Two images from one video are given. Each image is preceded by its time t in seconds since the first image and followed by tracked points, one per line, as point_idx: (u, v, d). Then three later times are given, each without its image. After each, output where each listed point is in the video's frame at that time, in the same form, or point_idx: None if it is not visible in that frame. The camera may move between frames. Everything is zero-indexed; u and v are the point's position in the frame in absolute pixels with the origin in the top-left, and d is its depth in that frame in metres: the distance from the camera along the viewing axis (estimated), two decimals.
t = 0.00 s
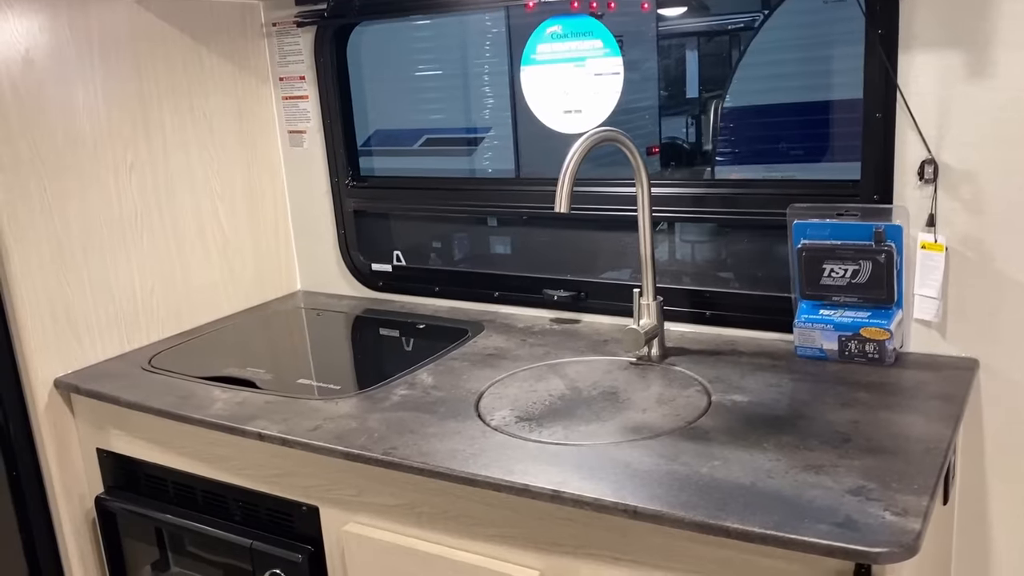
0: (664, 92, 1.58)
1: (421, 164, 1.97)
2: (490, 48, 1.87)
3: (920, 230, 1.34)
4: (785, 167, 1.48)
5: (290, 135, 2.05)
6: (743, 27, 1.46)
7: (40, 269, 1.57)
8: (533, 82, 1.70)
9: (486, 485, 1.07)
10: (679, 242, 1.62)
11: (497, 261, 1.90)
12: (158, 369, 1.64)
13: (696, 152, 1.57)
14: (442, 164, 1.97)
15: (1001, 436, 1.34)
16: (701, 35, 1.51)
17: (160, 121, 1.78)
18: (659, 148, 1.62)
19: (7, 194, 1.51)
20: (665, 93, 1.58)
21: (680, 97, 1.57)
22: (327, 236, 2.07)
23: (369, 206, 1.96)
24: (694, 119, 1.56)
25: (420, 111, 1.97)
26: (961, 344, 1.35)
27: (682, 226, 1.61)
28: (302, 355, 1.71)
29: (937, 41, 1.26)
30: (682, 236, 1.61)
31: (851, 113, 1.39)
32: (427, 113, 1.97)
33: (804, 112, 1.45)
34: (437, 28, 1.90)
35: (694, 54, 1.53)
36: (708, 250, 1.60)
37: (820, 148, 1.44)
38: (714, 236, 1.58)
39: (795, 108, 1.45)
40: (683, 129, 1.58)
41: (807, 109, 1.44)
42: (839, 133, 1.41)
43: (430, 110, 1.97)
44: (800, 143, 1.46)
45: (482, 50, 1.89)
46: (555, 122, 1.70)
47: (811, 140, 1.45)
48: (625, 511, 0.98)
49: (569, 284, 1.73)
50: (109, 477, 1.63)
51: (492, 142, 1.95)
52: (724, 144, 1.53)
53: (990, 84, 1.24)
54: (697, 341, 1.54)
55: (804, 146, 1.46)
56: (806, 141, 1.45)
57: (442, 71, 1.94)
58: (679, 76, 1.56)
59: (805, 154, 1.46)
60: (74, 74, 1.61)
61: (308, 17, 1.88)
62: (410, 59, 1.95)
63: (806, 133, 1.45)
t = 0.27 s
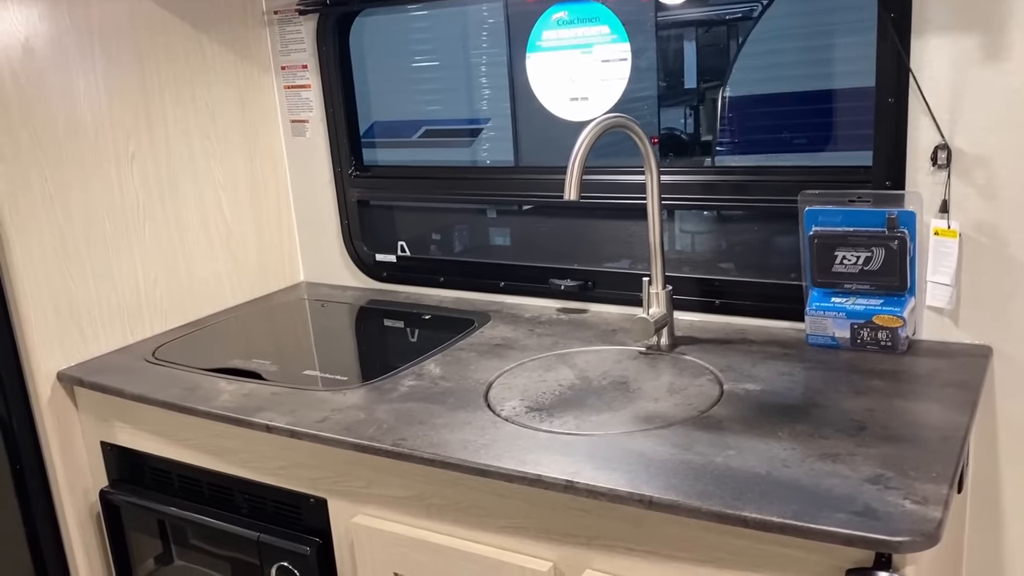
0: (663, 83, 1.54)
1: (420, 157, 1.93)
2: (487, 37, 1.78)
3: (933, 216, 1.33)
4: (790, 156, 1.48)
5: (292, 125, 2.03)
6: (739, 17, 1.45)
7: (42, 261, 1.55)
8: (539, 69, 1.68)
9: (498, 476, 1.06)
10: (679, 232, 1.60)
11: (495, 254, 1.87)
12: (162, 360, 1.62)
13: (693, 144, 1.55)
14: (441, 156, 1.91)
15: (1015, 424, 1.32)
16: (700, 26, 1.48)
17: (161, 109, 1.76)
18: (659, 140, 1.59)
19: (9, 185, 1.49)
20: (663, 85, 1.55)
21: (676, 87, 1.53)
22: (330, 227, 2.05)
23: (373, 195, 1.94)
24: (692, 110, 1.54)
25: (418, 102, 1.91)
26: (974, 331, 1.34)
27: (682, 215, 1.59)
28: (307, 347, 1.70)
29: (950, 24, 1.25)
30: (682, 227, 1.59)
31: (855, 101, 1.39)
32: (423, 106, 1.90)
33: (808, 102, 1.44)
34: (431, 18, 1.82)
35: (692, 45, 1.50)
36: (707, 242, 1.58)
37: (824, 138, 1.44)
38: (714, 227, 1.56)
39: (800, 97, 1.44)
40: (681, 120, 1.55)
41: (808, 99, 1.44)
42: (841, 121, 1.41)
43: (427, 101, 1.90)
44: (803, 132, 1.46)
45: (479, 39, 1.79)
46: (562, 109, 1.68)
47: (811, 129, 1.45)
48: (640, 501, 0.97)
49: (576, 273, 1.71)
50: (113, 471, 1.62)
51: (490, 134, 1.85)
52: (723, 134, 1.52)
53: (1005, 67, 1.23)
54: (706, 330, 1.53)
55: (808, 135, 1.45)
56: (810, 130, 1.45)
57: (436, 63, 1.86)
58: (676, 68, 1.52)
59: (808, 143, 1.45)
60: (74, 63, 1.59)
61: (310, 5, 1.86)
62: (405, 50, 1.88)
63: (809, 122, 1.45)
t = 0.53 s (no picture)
0: (659, 75, 1.54)
1: (419, 149, 1.91)
2: (483, 28, 1.74)
3: (941, 205, 1.32)
4: (789, 146, 1.47)
5: (292, 115, 2.01)
6: (737, 7, 1.43)
7: (41, 253, 1.54)
8: (542, 58, 1.66)
9: (505, 467, 1.05)
10: (678, 225, 1.60)
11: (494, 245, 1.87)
12: (163, 353, 1.61)
13: (692, 135, 1.54)
14: (440, 148, 1.89)
15: None
16: (697, 17, 1.47)
17: (160, 100, 1.74)
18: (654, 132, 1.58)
19: (6, 177, 1.47)
20: (661, 76, 1.54)
21: (673, 78, 1.53)
22: (330, 218, 2.04)
23: (373, 186, 1.93)
24: (689, 102, 1.53)
25: (414, 94, 1.88)
26: (981, 320, 1.33)
27: (680, 208, 1.59)
28: (308, 339, 1.68)
29: (959, 10, 1.23)
30: (681, 219, 1.60)
31: (855, 93, 1.38)
32: (419, 98, 1.88)
33: (809, 92, 1.43)
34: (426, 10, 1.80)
35: (688, 36, 1.49)
36: (706, 234, 1.58)
37: (824, 129, 1.43)
38: (711, 219, 1.57)
39: (801, 87, 1.43)
40: (678, 111, 1.55)
41: (809, 88, 1.43)
42: (841, 113, 1.40)
43: (424, 93, 1.87)
44: (804, 122, 1.45)
45: (476, 29, 1.75)
46: (566, 99, 1.66)
47: (812, 120, 1.44)
48: (650, 493, 0.96)
49: (580, 264, 1.70)
50: (114, 464, 1.61)
51: (487, 125, 1.82)
52: (722, 125, 1.51)
53: (1014, 53, 1.21)
54: (711, 320, 1.52)
55: (808, 125, 1.45)
56: (810, 121, 1.44)
57: (431, 56, 1.83)
58: (673, 58, 1.52)
59: (809, 134, 1.45)
60: (72, 53, 1.57)
61: None
62: (401, 42, 1.86)
63: (809, 112, 1.44)
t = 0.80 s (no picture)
0: (653, 67, 1.53)
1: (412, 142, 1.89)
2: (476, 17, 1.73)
3: (938, 192, 1.32)
4: (782, 137, 1.46)
5: (285, 106, 2.00)
6: None
7: (32, 245, 1.52)
8: (537, 47, 1.65)
9: (502, 457, 1.04)
10: (672, 216, 1.59)
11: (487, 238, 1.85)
12: (156, 345, 1.60)
13: (685, 127, 1.54)
14: (433, 140, 1.87)
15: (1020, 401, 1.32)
16: (689, 8, 1.47)
17: (152, 92, 1.73)
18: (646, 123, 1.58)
19: None
20: (654, 66, 1.53)
21: (666, 69, 1.52)
22: (324, 209, 2.03)
23: (367, 177, 1.92)
24: (683, 93, 1.52)
25: (408, 85, 1.87)
26: (978, 308, 1.33)
27: (675, 199, 1.58)
28: (303, 330, 1.67)
29: None
30: (677, 210, 1.59)
31: (849, 83, 1.38)
32: (412, 88, 1.87)
33: (801, 83, 1.42)
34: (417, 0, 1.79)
35: (682, 27, 1.49)
36: (701, 225, 1.57)
37: (818, 119, 1.43)
38: (706, 211, 1.56)
39: (794, 78, 1.43)
40: (672, 103, 1.54)
41: (805, 78, 1.42)
42: (836, 103, 1.40)
43: (417, 84, 1.86)
44: (798, 113, 1.44)
45: (469, 20, 1.75)
46: (563, 89, 1.65)
47: (806, 110, 1.43)
48: (647, 481, 0.96)
49: (575, 254, 1.69)
50: (108, 457, 1.60)
51: (480, 117, 1.81)
52: (715, 117, 1.51)
53: (1011, 39, 1.21)
54: (708, 309, 1.51)
55: (803, 116, 1.44)
56: (804, 111, 1.43)
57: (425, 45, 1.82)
58: (667, 48, 1.51)
59: (803, 124, 1.44)
60: (62, 43, 1.55)
61: None
62: (393, 32, 1.85)
63: (803, 103, 1.43)
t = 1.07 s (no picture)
0: (642, 60, 1.53)
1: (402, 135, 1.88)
2: (465, 10, 1.72)
3: (926, 185, 1.32)
4: (772, 130, 1.46)
5: (272, 99, 1.98)
6: None
7: (17, 240, 1.51)
8: (526, 40, 1.64)
9: (491, 452, 1.04)
10: (662, 209, 1.59)
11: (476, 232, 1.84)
12: (143, 341, 1.59)
13: (675, 120, 1.53)
14: (422, 133, 1.86)
15: (1007, 393, 1.32)
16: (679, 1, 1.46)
17: (138, 85, 1.71)
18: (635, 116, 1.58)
19: None
20: (644, 60, 1.53)
21: (656, 63, 1.52)
22: (313, 203, 2.02)
23: (356, 170, 1.91)
24: (672, 87, 1.52)
25: (397, 79, 1.86)
26: (966, 301, 1.33)
27: (665, 192, 1.58)
28: (291, 325, 1.67)
29: None
30: (666, 203, 1.58)
31: (837, 76, 1.38)
32: (402, 81, 1.86)
33: (791, 76, 1.42)
34: None
35: (671, 21, 1.48)
36: (690, 218, 1.57)
37: (808, 112, 1.42)
38: (695, 204, 1.55)
39: (784, 71, 1.42)
40: (662, 97, 1.53)
41: (794, 72, 1.41)
42: (826, 96, 1.39)
43: (406, 78, 1.85)
44: (788, 106, 1.44)
45: (458, 13, 1.73)
46: (552, 82, 1.65)
47: (796, 103, 1.43)
48: (637, 475, 0.96)
49: (565, 248, 1.69)
50: (95, 453, 1.59)
51: (469, 110, 1.80)
52: (705, 110, 1.50)
53: (999, 32, 1.21)
54: (697, 303, 1.51)
55: (794, 108, 1.43)
56: (794, 104, 1.43)
57: (415, 38, 1.81)
58: (656, 42, 1.50)
59: (793, 117, 1.44)
60: (45, 36, 1.53)
61: None
62: (382, 25, 1.84)
63: (793, 96, 1.43)
